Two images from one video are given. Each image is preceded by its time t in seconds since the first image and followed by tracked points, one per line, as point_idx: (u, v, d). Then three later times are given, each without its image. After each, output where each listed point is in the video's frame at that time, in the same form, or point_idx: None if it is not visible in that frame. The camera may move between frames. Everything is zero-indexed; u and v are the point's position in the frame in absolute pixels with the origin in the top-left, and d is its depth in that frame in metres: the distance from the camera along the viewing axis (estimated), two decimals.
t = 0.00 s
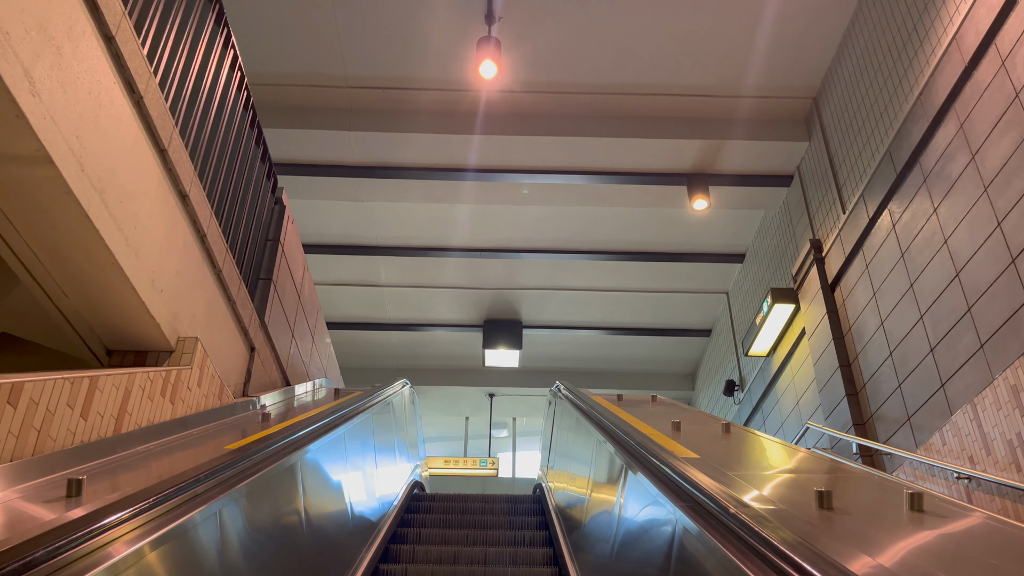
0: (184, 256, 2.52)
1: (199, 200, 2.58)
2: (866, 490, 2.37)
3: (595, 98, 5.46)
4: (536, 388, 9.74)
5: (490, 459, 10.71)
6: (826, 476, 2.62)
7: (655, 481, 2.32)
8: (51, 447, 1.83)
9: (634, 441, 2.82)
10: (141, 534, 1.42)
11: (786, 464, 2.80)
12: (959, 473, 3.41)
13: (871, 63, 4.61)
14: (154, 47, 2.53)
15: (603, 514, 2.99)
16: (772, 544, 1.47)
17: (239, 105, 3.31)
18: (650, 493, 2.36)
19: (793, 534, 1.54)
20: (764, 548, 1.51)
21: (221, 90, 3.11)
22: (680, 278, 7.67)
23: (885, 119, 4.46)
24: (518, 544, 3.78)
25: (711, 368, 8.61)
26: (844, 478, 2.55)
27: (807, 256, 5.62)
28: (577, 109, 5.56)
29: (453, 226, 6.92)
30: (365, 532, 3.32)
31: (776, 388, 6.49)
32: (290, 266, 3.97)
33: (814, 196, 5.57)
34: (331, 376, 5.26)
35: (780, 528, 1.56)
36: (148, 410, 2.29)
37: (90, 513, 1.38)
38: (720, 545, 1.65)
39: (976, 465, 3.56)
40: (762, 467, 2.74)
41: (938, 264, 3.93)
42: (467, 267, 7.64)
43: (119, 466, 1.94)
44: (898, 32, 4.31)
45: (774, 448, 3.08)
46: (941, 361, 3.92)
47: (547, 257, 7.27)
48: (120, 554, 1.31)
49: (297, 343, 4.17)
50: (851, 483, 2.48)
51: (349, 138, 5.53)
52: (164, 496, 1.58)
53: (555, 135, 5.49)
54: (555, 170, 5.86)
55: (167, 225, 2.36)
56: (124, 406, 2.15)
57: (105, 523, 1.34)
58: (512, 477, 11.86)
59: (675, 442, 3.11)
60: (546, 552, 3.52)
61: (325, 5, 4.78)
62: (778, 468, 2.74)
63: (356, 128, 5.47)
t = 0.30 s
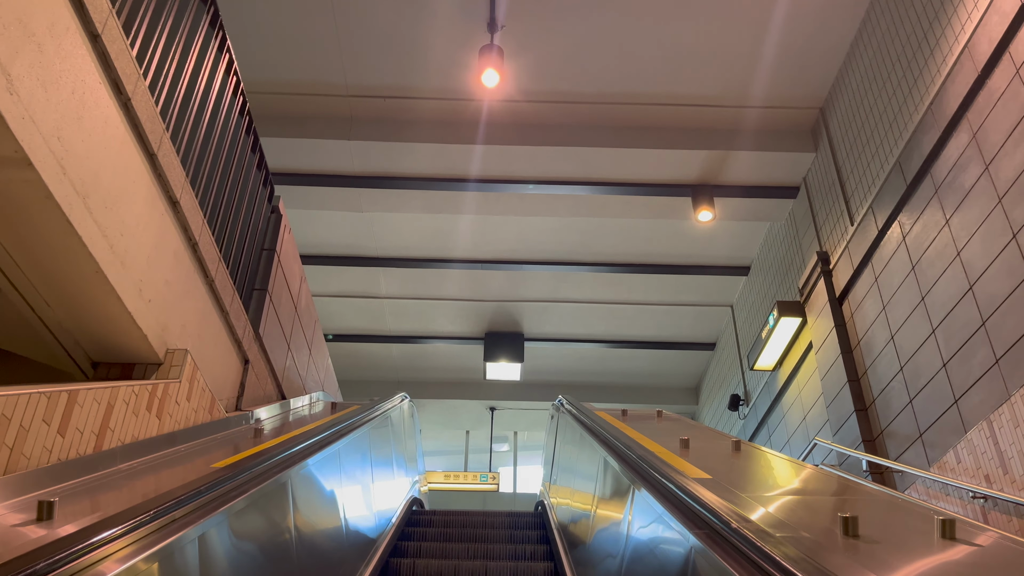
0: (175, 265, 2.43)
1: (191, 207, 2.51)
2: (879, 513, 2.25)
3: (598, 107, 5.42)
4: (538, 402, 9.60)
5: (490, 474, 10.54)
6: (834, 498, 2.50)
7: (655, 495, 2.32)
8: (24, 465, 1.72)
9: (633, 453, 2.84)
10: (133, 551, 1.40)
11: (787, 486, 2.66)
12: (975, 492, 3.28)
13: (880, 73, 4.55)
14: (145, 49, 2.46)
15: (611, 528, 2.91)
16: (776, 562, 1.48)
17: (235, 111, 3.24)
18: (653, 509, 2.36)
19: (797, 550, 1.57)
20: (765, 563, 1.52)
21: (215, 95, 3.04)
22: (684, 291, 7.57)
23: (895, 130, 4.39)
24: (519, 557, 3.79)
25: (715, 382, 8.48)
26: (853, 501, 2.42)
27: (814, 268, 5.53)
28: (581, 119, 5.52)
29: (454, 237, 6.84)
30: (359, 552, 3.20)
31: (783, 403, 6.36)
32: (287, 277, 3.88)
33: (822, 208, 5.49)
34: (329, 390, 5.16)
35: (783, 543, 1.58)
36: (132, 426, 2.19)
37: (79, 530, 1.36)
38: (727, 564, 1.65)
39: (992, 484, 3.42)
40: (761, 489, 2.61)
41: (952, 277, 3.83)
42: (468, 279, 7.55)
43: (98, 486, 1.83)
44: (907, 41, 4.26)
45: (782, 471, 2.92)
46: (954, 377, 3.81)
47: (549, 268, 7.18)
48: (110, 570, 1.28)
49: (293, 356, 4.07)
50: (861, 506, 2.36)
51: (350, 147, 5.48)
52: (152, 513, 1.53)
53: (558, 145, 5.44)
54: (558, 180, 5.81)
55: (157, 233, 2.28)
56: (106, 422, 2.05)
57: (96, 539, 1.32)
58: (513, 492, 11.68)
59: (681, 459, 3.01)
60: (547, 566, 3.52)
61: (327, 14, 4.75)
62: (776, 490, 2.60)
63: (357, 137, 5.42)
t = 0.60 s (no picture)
0: (162, 270, 2.35)
1: (180, 210, 2.43)
2: (890, 532, 2.14)
3: (600, 112, 5.35)
4: (538, 412, 9.48)
5: (490, 484, 10.40)
6: (840, 514, 2.39)
7: (655, 503, 2.45)
8: None
9: (633, 461, 2.96)
10: (128, 563, 1.38)
11: (789, 503, 2.54)
12: (991, 506, 3.15)
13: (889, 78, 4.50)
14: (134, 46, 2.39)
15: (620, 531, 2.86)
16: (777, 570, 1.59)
17: (228, 111, 3.16)
18: (655, 519, 2.44)
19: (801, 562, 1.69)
20: None
21: (207, 95, 2.97)
22: (687, 299, 7.48)
23: (904, 135, 4.34)
24: (516, 566, 3.82)
25: (718, 392, 8.38)
26: (859, 518, 2.32)
27: (820, 276, 5.44)
28: (582, 124, 5.45)
29: (454, 244, 6.76)
30: (352, 568, 3.09)
31: (787, 414, 6.25)
32: (281, 283, 3.80)
33: (828, 215, 5.42)
34: (325, 398, 5.05)
35: (784, 555, 1.70)
36: (113, 438, 2.08)
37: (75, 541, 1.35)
38: None
39: (1008, 498, 3.29)
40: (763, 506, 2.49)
41: (963, 286, 3.74)
42: (468, 286, 7.46)
43: (73, 502, 1.73)
44: (919, 45, 4.21)
45: (783, 485, 2.80)
46: (966, 387, 3.71)
47: (550, 276, 7.09)
48: None
49: (288, 365, 3.97)
50: (868, 523, 2.25)
51: (348, 152, 5.41)
52: (131, 530, 1.44)
53: (559, 151, 5.38)
54: (559, 186, 5.73)
55: (142, 238, 2.20)
56: (85, 434, 1.94)
57: (90, 550, 1.30)
58: (512, 503, 11.53)
59: (688, 472, 2.91)
60: None
61: (325, 17, 4.69)
62: (775, 508, 2.48)
63: (355, 143, 5.35)
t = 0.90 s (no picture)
0: (148, 271, 2.27)
1: (167, 208, 2.34)
2: (899, 548, 2.04)
3: (602, 113, 5.28)
4: (537, 417, 9.37)
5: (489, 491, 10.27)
6: (844, 526, 2.29)
7: (659, 511, 2.39)
8: None
9: (633, 465, 2.93)
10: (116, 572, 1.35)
11: (790, 513, 2.45)
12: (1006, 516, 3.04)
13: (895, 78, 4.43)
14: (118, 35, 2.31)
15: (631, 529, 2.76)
16: None
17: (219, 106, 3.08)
18: (657, 526, 2.42)
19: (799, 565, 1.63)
20: None
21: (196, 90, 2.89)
22: (689, 302, 7.39)
23: (912, 136, 4.27)
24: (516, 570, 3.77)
25: (720, 397, 8.28)
26: (863, 531, 2.22)
27: (825, 279, 5.35)
28: (584, 125, 5.38)
29: (453, 247, 6.66)
30: None
31: (791, 420, 6.15)
32: (275, 284, 3.70)
33: (833, 218, 5.34)
34: (320, 403, 4.94)
35: (785, 559, 1.64)
36: (91, 446, 1.97)
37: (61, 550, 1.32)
38: None
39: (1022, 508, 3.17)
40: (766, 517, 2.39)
41: (973, 289, 3.65)
42: (467, 289, 7.37)
43: (45, 514, 1.63)
44: (926, 44, 4.14)
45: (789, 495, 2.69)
46: (977, 393, 3.61)
47: (550, 279, 7.00)
48: None
49: (281, 369, 3.87)
50: (873, 538, 2.15)
51: (346, 153, 5.32)
52: (109, 544, 1.36)
53: (560, 152, 5.29)
54: (560, 188, 5.65)
55: (125, 236, 2.11)
56: (60, 442, 1.83)
57: (79, 558, 1.28)
58: (512, 509, 11.39)
59: (693, 481, 2.81)
60: None
61: (322, 15, 4.61)
62: (777, 521, 2.38)
63: (352, 143, 5.26)
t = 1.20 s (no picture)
0: (129, 268, 2.18)
1: (150, 203, 2.26)
2: (908, 552, 1.95)
3: (602, 111, 5.19)
4: (536, 419, 9.27)
5: (487, 494, 10.15)
6: (848, 529, 2.21)
7: (657, 515, 2.32)
8: None
9: (628, 467, 2.90)
10: None
11: (792, 520, 2.36)
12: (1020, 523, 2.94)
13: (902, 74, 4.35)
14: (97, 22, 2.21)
15: (633, 532, 2.68)
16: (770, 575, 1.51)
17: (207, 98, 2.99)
18: (658, 531, 2.36)
19: (796, 562, 1.59)
20: None
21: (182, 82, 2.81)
22: (690, 304, 7.30)
23: (919, 133, 4.18)
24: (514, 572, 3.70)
25: (721, 400, 8.18)
26: (868, 533, 2.14)
27: (829, 279, 5.26)
28: (584, 123, 5.29)
29: (451, 247, 6.56)
30: None
31: (794, 422, 6.05)
32: (266, 284, 3.61)
33: (837, 217, 5.26)
34: (314, 405, 4.84)
35: (780, 559, 1.60)
36: (65, 452, 1.87)
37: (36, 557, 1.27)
38: None
39: None
40: (764, 521, 2.33)
41: (983, 289, 3.56)
42: (465, 290, 7.27)
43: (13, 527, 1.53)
44: (933, 39, 4.07)
45: (788, 498, 2.64)
46: (987, 395, 3.52)
47: (549, 280, 6.91)
48: None
49: (273, 371, 3.77)
50: (878, 540, 2.07)
51: (341, 151, 5.22)
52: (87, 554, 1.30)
53: (560, 150, 5.20)
54: (560, 187, 5.56)
55: (102, 231, 2.03)
56: (30, 449, 1.73)
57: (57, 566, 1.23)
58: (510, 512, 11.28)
59: (698, 487, 2.72)
60: None
61: (317, 10, 4.52)
62: (778, 527, 2.29)
63: (348, 141, 5.17)
